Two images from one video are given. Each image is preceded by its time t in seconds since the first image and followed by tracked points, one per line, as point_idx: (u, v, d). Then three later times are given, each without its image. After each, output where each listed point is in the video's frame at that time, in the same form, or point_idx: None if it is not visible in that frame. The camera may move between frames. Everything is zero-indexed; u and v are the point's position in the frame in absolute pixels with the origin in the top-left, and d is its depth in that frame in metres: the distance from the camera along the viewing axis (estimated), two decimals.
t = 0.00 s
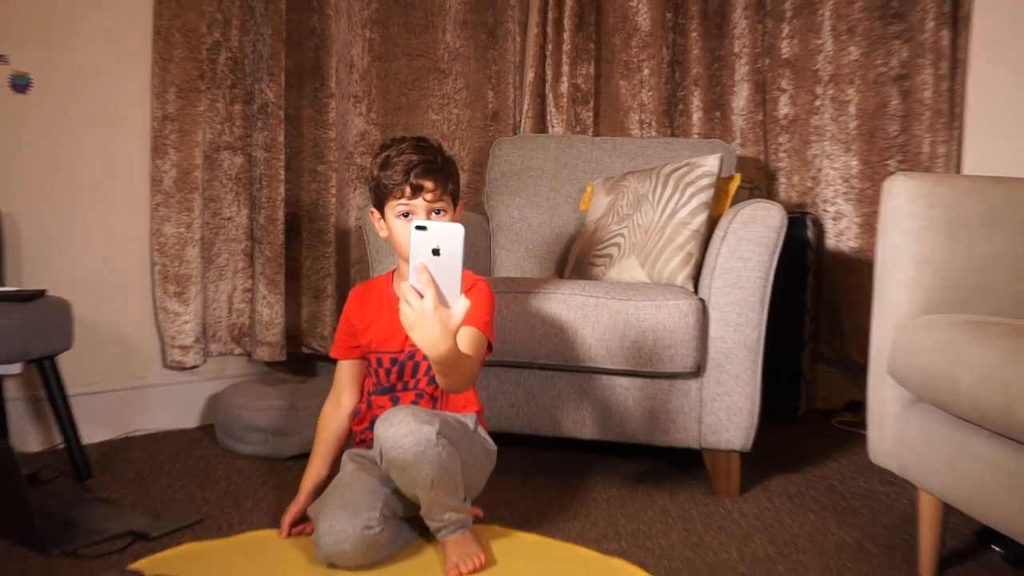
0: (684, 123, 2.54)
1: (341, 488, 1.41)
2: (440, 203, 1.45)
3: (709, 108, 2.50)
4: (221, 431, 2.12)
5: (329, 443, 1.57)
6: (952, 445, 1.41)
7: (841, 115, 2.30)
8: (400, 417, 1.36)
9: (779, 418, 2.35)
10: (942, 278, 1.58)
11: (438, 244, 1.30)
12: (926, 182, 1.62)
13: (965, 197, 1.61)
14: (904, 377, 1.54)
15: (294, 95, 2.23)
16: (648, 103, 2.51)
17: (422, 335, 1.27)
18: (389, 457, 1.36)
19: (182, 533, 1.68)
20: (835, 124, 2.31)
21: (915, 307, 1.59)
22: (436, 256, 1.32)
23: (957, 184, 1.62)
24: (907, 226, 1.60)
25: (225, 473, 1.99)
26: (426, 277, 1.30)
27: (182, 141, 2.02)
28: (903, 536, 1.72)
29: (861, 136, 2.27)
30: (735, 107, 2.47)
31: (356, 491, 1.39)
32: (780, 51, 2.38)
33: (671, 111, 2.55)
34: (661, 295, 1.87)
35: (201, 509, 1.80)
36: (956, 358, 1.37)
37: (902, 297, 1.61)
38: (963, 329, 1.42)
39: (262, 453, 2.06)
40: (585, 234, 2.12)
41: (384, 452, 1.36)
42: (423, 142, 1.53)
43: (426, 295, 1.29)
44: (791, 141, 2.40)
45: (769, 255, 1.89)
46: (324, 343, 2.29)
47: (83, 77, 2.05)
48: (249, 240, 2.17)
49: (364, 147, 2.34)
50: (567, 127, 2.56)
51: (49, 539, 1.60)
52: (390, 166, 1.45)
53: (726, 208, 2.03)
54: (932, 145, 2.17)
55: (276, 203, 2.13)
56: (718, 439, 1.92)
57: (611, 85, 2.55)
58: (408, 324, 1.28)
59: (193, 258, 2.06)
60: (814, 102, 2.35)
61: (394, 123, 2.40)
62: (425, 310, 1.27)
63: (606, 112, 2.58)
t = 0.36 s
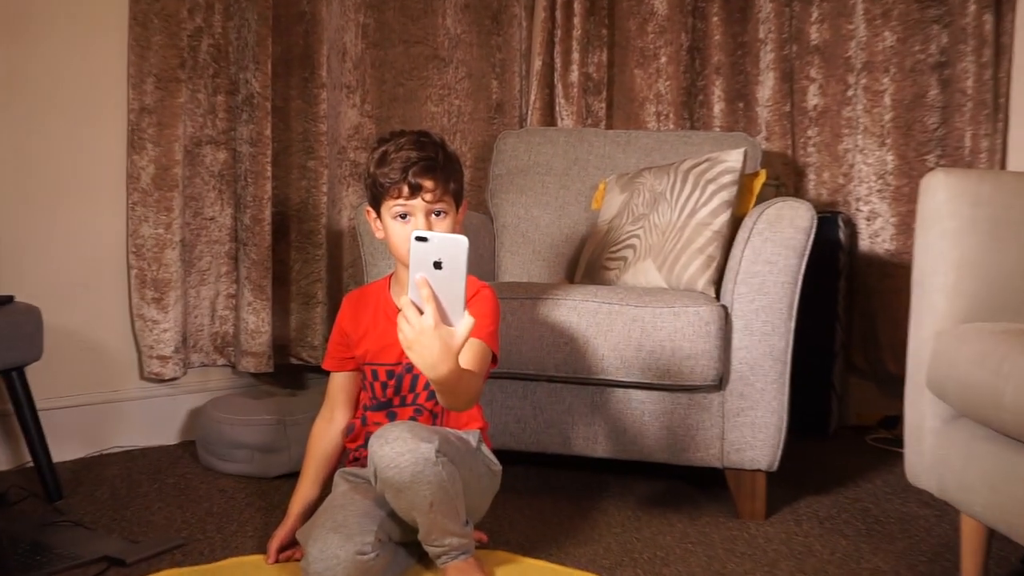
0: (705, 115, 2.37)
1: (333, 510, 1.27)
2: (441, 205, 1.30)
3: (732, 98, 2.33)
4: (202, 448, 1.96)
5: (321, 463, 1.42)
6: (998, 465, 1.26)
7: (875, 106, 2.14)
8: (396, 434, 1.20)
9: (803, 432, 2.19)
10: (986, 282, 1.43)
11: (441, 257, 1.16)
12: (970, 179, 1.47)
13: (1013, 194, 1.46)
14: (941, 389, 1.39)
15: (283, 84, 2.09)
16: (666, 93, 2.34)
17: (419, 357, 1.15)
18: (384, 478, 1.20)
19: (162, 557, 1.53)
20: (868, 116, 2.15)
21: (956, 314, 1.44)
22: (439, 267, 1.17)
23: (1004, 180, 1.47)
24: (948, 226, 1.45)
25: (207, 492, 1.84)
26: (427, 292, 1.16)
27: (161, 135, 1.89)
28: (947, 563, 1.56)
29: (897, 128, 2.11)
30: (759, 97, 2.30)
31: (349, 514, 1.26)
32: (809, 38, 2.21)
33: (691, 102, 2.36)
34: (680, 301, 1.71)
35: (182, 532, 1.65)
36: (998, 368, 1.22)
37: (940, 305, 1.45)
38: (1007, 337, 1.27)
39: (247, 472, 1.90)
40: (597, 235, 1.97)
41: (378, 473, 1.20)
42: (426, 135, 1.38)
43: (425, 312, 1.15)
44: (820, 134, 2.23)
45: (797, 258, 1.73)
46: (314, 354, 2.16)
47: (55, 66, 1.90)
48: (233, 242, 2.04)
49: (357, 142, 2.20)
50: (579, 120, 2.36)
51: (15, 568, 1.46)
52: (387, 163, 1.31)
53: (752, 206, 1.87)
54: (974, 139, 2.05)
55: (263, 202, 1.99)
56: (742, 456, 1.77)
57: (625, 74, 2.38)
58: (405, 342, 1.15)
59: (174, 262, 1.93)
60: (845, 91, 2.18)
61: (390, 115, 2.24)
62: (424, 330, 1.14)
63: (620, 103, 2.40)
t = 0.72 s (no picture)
0: (727, 101, 2.20)
1: (329, 524, 1.15)
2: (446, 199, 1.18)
3: (756, 82, 2.16)
4: (190, 458, 1.84)
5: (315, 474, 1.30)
6: None
7: (910, 91, 2.02)
8: (393, 443, 1.09)
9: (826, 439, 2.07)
10: None
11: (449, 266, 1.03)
12: (1010, 169, 1.35)
13: None
14: (982, 396, 1.26)
15: (275, 68, 1.98)
16: (686, 77, 2.18)
17: (423, 371, 1.03)
18: (381, 491, 1.08)
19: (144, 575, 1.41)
20: (903, 100, 2.03)
21: (998, 315, 1.31)
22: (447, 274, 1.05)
23: None
24: (989, 219, 1.33)
25: (194, 504, 1.72)
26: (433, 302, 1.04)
27: (145, 122, 1.79)
28: None
29: (934, 115, 2.00)
30: (786, 81, 2.12)
31: (345, 528, 1.14)
32: (840, 17, 2.07)
33: (711, 87, 2.21)
34: (700, 300, 1.59)
35: (167, 547, 1.52)
36: None
37: (979, 305, 1.32)
38: None
39: (236, 482, 1.79)
40: (610, 229, 1.86)
41: (375, 486, 1.09)
42: (430, 122, 1.25)
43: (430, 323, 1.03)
44: (851, 121, 2.08)
45: (826, 254, 1.61)
46: (308, 356, 2.06)
47: (32, 50, 1.79)
48: (222, 237, 1.95)
49: (354, 129, 2.10)
50: (591, 106, 2.22)
51: None
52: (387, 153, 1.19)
53: (777, 199, 1.75)
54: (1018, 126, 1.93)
55: (254, 194, 1.89)
56: (767, 467, 1.64)
57: (641, 57, 2.23)
58: (408, 354, 1.03)
59: (158, 258, 1.83)
60: (878, 75, 2.05)
61: (389, 101, 2.13)
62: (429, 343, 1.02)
63: (635, 87, 2.24)
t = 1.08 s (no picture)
0: (750, 90, 2.07)
1: (322, 543, 1.02)
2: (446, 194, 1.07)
3: (780, 69, 2.04)
4: (173, 471, 1.74)
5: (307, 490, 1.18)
6: None
7: (945, 79, 1.91)
8: (390, 455, 0.97)
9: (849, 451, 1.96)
10: None
11: (443, 259, 0.93)
12: None
13: None
14: None
15: (265, 54, 1.89)
16: (704, 63, 2.07)
17: (428, 378, 0.92)
18: (376, 507, 0.97)
19: None
20: (937, 88, 1.92)
21: None
22: (442, 270, 0.94)
23: None
24: None
25: (178, 520, 1.61)
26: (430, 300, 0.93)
27: (126, 113, 1.73)
28: None
29: (972, 104, 1.89)
30: (812, 69, 2.02)
31: (339, 548, 1.00)
32: None
33: (732, 75, 2.08)
34: (718, 302, 1.48)
35: (148, 567, 1.41)
36: None
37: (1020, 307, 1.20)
38: None
39: (222, 496, 1.68)
40: (622, 227, 1.75)
41: (369, 502, 0.97)
42: (429, 111, 1.14)
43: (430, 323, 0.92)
44: (881, 111, 1.98)
45: (854, 253, 1.48)
46: (301, 362, 1.95)
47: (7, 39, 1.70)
48: (208, 235, 1.88)
49: (349, 121, 2.01)
50: (602, 95, 2.09)
51: None
52: (382, 144, 1.08)
53: (803, 194, 1.63)
54: None
55: (242, 189, 1.82)
56: (791, 481, 1.51)
57: (657, 42, 2.11)
58: (409, 360, 0.92)
59: (141, 257, 1.77)
60: (911, 62, 1.94)
61: (387, 91, 2.04)
62: (431, 345, 0.91)
63: (651, 75, 2.13)
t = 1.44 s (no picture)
0: (773, 79, 2.00)
1: (326, 553, 0.94)
2: (455, 187, 1.00)
3: (805, 58, 1.98)
4: (170, 477, 1.67)
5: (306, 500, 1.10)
6: None
7: (980, 68, 1.85)
8: (402, 458, 0.87)
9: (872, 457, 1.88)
10: None
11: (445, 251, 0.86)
12: None
13: None
14: None
15: (265, 43, 1.83)
16: (725, 52, 2.00)
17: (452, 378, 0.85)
18: (385, 514, 0.88)
19: None
20: (971, 78, 1.85)
21: None
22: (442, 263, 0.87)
23: None
24: None
25: (174, 529, 1.54)
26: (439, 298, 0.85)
27: (121, 104, 1.67)
28: None
29: (1008, 94, 1.83)
30: (840, 58, 1.95)
31: (345, 556, 0.92)
32: None
33: (754, 64, 2.02)
34: (740, 301, 1.40)
35: None
36: None
37: None
38: None
39: (220, 505, 1.61)
40: (638, 224, 1.68)
41: (378, 509, 0.88)
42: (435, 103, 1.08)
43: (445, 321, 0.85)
44: (912, 101, 1.91)
45: (885, 249, 1.38)
46: (304, 364, 1.89)
47: None
48: (207, 232, 1.81)
49: (354, 112, 1.94)
50: (618, 85, 2.03)
51: None
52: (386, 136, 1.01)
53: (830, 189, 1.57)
54: None
55: (241, 183, 1.75)
56: (817, 490, 1.42)
57: (676, 29, 2.04)
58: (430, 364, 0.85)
59: (136, 255, 1.71)
60: (944, 50, 1.89)
61: (393, 82, 1.97)
62: (456, 343, 0.84)
63: (670, 65, 2.06)
